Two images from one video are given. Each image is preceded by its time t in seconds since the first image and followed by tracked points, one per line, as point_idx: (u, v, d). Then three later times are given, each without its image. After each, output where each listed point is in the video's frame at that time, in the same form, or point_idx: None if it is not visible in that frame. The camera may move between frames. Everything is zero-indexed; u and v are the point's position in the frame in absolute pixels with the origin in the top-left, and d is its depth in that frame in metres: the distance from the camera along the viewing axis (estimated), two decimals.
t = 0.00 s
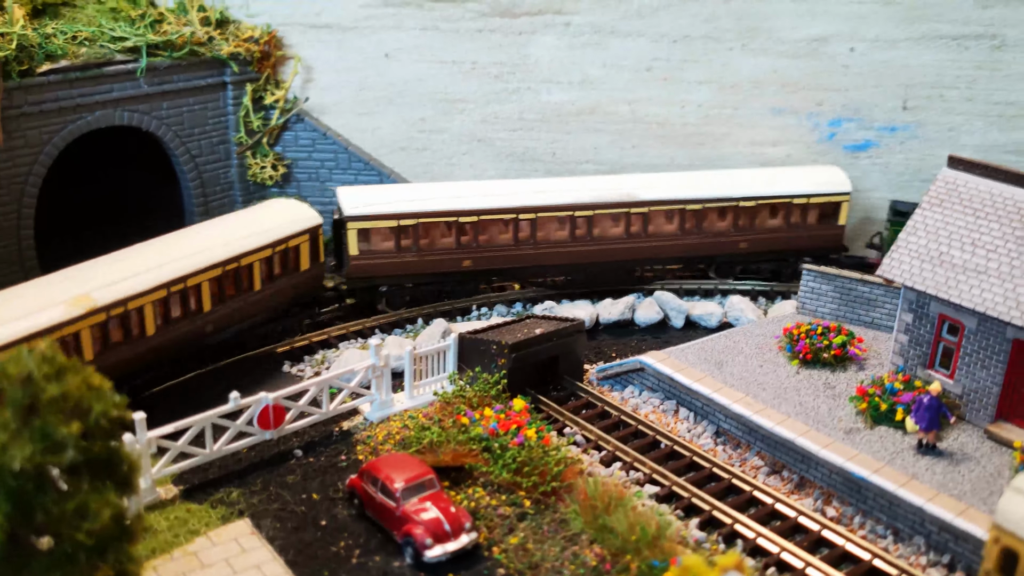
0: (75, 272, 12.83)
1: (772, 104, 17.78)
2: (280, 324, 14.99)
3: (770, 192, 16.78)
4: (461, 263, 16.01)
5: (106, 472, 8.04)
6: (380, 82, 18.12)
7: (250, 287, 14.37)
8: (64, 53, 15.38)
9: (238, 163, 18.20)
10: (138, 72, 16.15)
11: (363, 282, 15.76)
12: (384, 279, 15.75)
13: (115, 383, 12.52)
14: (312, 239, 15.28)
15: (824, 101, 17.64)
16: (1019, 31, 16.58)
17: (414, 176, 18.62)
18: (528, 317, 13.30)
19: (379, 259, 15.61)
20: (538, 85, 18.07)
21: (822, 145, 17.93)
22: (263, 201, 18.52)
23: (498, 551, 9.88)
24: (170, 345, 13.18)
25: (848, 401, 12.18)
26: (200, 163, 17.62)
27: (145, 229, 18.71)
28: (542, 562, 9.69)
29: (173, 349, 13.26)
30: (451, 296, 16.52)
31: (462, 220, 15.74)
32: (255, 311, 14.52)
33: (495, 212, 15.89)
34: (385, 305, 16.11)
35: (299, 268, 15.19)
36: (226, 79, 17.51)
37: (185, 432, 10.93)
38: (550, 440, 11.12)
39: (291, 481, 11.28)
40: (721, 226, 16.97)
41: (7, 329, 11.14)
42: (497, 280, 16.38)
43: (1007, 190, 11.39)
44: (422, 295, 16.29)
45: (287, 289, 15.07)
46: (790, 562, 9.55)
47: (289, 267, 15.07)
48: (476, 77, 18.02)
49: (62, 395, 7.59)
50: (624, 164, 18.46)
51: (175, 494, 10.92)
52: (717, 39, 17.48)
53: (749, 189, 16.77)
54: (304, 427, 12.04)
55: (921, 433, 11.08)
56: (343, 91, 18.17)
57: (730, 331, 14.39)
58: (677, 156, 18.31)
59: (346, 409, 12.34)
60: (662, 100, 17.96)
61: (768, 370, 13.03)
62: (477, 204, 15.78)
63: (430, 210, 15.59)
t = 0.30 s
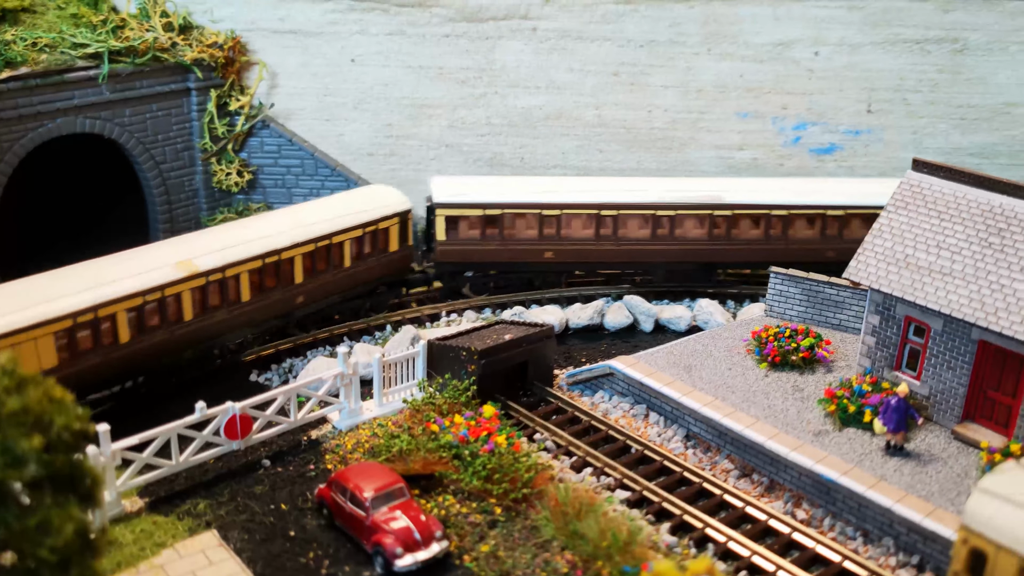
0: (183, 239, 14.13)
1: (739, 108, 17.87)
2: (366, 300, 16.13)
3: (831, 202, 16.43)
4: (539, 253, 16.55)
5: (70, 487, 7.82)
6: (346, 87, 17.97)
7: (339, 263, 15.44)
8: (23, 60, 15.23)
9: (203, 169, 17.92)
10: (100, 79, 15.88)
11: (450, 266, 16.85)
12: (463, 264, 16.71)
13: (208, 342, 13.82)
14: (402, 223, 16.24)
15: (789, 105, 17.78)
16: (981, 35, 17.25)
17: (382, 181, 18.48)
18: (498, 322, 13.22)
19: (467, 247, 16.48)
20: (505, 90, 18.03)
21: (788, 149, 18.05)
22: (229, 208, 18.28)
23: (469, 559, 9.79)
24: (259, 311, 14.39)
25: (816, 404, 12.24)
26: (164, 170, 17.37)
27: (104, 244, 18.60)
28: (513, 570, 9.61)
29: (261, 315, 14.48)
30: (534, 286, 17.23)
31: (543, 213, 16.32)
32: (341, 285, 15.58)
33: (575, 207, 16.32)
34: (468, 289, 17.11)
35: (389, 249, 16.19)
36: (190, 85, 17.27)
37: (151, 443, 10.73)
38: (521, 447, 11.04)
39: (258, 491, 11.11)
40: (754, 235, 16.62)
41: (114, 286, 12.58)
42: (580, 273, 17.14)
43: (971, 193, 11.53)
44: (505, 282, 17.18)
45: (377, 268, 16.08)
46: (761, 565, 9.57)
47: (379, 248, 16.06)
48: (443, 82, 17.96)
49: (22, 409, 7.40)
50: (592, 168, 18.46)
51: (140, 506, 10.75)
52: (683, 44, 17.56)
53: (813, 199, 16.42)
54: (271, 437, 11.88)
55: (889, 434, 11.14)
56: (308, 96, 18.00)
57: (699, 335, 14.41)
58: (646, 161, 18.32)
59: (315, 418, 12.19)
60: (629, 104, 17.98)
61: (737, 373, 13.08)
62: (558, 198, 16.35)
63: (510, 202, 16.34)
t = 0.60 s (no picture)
0: (288, 213, 15.12)
1: (711, 109, 17.90)
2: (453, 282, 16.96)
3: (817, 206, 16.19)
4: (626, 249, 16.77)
5: (35, 498, 7.68)
6: (316, 89, 17.80)
7: (432, 247, 16.20)
8: None
9: (171, 173, 17.69)
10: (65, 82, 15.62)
11: (540, 258, 17.28)
12: (559, 257, 17.09)
13: (294, 312, 14.80)
14: (492, 211, 16.91)
15: (761, 106, 17.81)
16: (949, 35, 17.04)
17: (353, 184, 18.30)
18: (472, 326, 13.11)
19: (553, 238, 16.90)
20: (477, 91, 17.94)
21: (760, 149, 18.09)
22: (198, 212, 18.08)
23: (444, 566, 9.67)
24: (350, 285, 15.28)
25: (790, 405, 12.26)
26: (131, 174, 17.11)
27: (70, 251, 18.40)
28: None
29: (353, 289, 15.37)
30: (622, 281, 17.56)
31: (630, 210, 16.55)
32: (433, 266, 16.36)
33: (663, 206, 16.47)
34: (556, 280, 17.59)
35: (480, 236, 16.87)
36: (156, 88, 17.07)
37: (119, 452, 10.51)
38: (495, 451, 10.95)
39: (229, 499, 10.92)
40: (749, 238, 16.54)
41: (216, 252, 13.68)
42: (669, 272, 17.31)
43: (941, 194, 11.60)
44: (594, 275, 17.55)
45: (467, 253, 16.81)
46: (736, 568, 9.54)
47: (470, 233, 16.78)
48: (414, 84, 17.83)
49: None
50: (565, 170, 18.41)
51: (108, 516, 10.51)
52: (654, 45, 17.56)
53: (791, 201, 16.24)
54: (242, 444, 11.70)
55: (863, 435, 11.17)
56: (278, 98, 17.83)
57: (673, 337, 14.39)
58: (619, 162, 18.33)
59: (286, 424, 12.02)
60: (603, 105, 17.97)
61: (712, 375, 13.08)
62: (649, 196, 16.56)
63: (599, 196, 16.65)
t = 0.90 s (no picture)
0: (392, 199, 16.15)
1: (688, 113, 17.95)
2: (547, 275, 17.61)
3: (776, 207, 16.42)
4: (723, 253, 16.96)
5: (6, 508, 7.55)
6: (292, 93, 17.68)
7: (526, 239, 16.92)
8: None
9: (145, 178, 17.51)
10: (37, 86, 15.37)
11: (637, 256, 17.67)
12: (655, 256, 17.49)
13: (364, 295, 15.49)
14: (590, 208, 17.34)
15: (738, 109, 17.87)
16: (923, 38, 17.07)
17: (330, 189, 18.18)
18: (451, 330, 13.03)
19: (650, 238, 17.33)
20: (454, 95, 17.88)
21: (737, 153, 18.17)
22: (173, 217, 17.92)
23: (424, 573, 9.58)
24: (442, 270, 16.16)
25: (769, 408, 12.28)
26: (105, 179, 16.89)
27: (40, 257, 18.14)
28: None
29: (443, 274, 16.22)
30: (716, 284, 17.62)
31: (729, 214, 16.74)
32: (525, 258, 17.07)
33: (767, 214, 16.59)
34: (652, 281, 17.76)
35: (575, 232, 17.41)
36: (130, 91, 16.87)
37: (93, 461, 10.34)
38: (474, 457, 10.87)
39: (205, 508, 10.78)
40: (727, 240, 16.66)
41: (313, 231, 14.71)
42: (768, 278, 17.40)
43: (917, 196, 11.69)
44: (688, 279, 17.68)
45: (559, 248, 17.38)
46: (716, 572, 9.52)
47: (564, 229, 17.34)
48: (391, 87, 17.74)
49: None
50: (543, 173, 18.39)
51: (82, 526, 10.34)
52: (631, 49, 17.58)
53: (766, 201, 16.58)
54: (217, 451, 11.56)
55: (841, 437, 11.20)
56: (253, 102, 17.70)
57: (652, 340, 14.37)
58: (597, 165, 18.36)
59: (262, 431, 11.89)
60: (581, 109, 17.97)
61: (691, 378, 13.09)
62: (685, 196, 16.93)
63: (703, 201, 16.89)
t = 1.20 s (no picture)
0: (501, 194, 16.71)
1: (671, 118, 18.01)
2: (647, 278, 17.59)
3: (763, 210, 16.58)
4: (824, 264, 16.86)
5: None
6: (275, 100, 17.62)
7: (628, 240, 16.90)
8: None
9: (128, 185, 17.42)
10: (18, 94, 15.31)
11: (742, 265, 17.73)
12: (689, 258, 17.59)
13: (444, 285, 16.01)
14: (695, 214, 17.13)
15: (721, 115, 17.95)
16: (905, 44, 17.19)
17: (314, 195, 18.15)
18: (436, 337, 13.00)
19: (755, 247, 17.33)
20: (437, 101, 17.87)
21: (720, 158, 18.29)
22: (156, 224, 17.83)
23: None
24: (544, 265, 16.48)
25: (753, 413, 12.31)
26: (86, 186, 16.79)
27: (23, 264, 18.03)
28: None
29: (550, 268, 16.58)
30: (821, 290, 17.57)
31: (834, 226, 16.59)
32: (627, 259, 17.06)
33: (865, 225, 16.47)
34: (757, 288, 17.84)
35: (679, 236, 17.21)
36: (112, 98, 16.79)
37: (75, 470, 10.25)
38: (459, 463, 10.84)
39: (189, 517, 10.70)
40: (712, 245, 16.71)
41: (416, 220, 15.48)
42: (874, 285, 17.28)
43: (900, 201, 11.75)
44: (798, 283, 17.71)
45: (666, 251, 17.28)
46: None
47: (668, 233, 17.16)
48: (374, 94, 17.71)
49: None
50: (528, 179, 18.39)
51: (64, 535, 10.26)
52: (614, 55, 17.65)
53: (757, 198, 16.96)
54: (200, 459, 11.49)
55: (825, 442, 11.23)
56: (236, 109, 17.63)
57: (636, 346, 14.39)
58: (581, 171, 18.39)
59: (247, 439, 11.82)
60: (566, 115, 18.00)
61: (675, 383, 13.10)
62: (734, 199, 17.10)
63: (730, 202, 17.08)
